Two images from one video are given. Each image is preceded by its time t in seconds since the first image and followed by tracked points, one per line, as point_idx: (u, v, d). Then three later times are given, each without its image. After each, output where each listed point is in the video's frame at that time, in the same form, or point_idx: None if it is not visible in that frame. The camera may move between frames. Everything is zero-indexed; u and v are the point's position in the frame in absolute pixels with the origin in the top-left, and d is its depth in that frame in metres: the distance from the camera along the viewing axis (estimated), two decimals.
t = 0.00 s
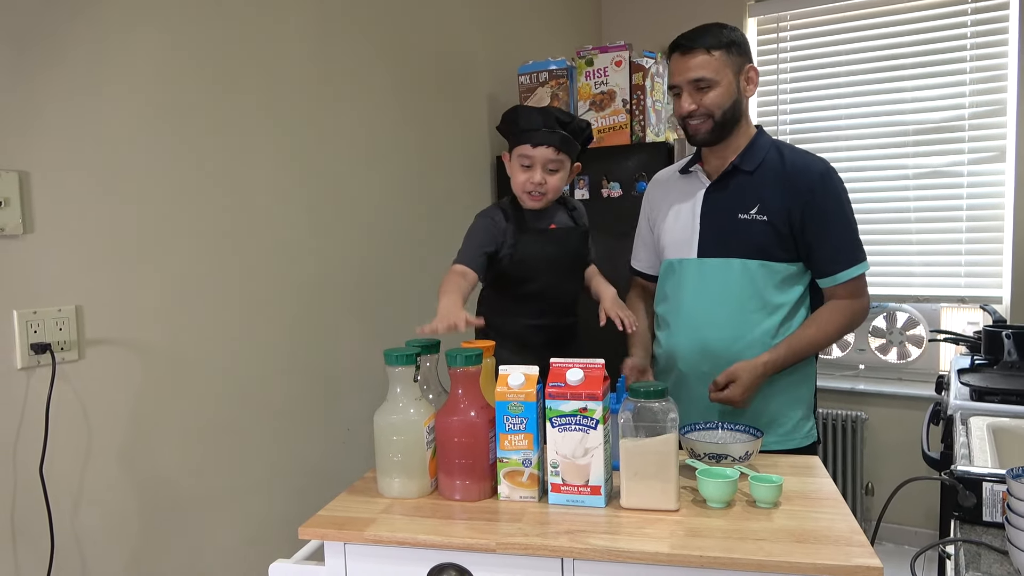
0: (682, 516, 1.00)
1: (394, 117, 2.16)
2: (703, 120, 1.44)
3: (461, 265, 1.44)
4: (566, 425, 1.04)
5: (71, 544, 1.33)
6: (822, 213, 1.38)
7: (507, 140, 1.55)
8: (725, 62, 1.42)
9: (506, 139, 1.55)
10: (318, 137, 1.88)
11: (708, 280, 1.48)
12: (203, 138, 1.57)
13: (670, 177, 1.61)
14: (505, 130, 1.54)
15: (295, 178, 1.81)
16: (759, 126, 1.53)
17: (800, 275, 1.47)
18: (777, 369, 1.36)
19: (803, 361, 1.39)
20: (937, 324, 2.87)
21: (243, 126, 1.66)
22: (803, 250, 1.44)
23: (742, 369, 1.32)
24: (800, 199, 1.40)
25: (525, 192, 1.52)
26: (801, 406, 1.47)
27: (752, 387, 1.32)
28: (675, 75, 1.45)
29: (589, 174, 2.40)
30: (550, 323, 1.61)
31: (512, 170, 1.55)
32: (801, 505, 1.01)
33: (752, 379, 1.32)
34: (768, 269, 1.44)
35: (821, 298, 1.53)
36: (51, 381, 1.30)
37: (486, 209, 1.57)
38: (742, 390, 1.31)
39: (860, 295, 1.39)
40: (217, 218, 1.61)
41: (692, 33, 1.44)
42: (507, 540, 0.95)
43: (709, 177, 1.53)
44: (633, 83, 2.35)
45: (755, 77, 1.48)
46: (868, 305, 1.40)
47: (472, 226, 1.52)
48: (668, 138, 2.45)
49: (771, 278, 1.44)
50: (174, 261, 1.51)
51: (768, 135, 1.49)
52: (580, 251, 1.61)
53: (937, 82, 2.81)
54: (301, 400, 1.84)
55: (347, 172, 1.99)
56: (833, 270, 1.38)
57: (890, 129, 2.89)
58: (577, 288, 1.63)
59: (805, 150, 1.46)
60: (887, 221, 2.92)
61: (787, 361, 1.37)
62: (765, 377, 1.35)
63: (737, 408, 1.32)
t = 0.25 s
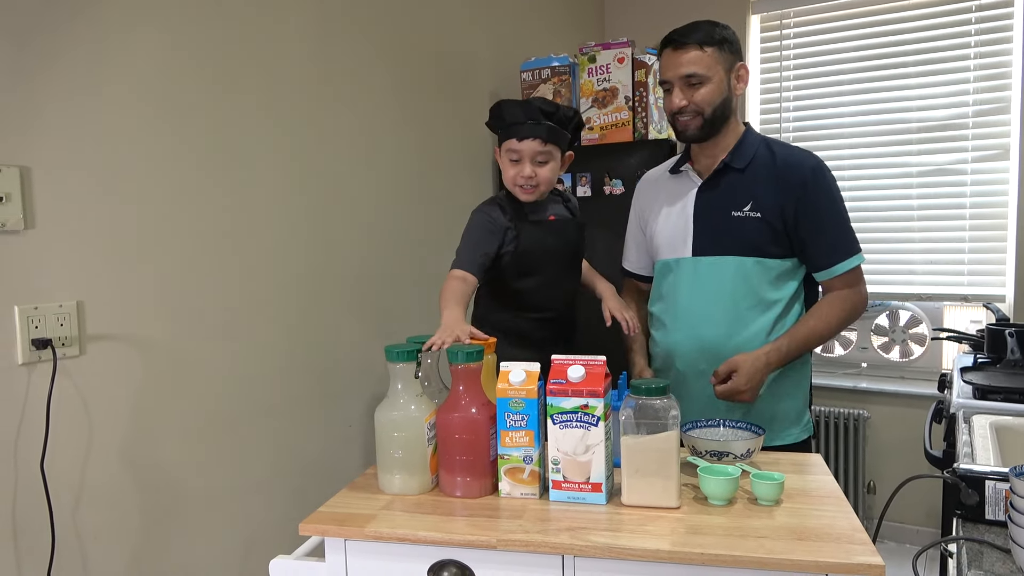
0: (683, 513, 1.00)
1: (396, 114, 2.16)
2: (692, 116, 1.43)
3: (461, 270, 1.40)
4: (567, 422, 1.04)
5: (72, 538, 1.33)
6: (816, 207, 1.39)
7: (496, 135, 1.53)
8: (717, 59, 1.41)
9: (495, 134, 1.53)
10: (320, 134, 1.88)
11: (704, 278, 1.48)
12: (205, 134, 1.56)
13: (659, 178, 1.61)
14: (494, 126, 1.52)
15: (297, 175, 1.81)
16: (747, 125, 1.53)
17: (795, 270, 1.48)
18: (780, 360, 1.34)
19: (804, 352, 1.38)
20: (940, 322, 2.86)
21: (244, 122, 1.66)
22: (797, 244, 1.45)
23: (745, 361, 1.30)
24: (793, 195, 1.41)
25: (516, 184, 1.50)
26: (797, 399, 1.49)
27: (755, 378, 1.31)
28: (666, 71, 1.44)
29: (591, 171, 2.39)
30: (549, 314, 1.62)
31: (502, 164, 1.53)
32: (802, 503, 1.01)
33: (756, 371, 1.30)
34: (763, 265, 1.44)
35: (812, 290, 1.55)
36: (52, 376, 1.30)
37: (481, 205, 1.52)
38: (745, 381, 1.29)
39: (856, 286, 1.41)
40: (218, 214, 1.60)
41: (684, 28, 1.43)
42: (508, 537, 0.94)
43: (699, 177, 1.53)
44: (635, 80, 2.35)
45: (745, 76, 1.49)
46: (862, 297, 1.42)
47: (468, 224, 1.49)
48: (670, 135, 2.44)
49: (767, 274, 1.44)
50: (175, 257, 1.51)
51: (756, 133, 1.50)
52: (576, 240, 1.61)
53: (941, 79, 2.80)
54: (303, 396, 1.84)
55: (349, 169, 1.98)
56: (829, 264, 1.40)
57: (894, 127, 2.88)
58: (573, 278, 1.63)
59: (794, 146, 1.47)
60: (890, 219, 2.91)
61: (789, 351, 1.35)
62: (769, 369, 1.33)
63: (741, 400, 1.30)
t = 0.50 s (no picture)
0: (683, 510, 1.00)
1: (397, 110, 2.15)
2: (679, 114, 1.43)
3: (456, 268, 1.39)
4: (567, 418, 1.03)
5: (72, 533, 1.33)
6: (802, 203, 1.39)
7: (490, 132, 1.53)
8: (704, 56, 1.41)
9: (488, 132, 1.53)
10: (320, 130, 1.88)
11: (695, 278, 1.48)
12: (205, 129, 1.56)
13: (645, 179, 1.60)
14: (487, 123, 1.53)
15: (297, 171, 1.81)
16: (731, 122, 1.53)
17: (784, 267, 1.47)
18: (774, 357, 1.33)
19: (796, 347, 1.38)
20: (942, 320, 2.86)
21: (245, 118, 1.66)
22: (785, 241, 1.44)
23: (741, 361, 1.29)
24: (780, 192, 1.41)
25: (512, 180, 1.49)
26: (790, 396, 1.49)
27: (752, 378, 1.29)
28: (652, 68, 1.43)
29: (592, 167, 2.43)
30: (544, 312, 1.61)
31: (497, 161, 1.53)
32: (802, 500, 1.01)
33: (751, 370, 1.29)
34: (753, 264, 1.44)
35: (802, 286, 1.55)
36: (52, 372, 1.30)
37: (475, 200, 1.51)
38: (742, 381, 1.28)
39: (845, 279, 1.41)
40: (219, 210, 1.60)
41: (671, 25, 1.42)
42: (508, 533, 0.94)
43: (686, 177, 1.52)
44: (637, 77, 2.34)
45: (730, 75, 1.49)
46: (850, 291, 1.42)
47: (462, 221, 1.47)
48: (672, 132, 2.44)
49: (757, 272, 1.44)
50: (175, 253, 1.51)
51: (741, 131, 1.50)
52: (569, 238, 1.61)
53: (944, 76, 2.79)
54: (303, 392, 1.84)
55: (350, 166, 1.98)
56: (816, 260, 1.39)
57: (896, 125, 2.87)
58: (568, 274, 1.63)
59: (778, 142, 1.47)
60: (892, 217, 2.90)
61: (783, 347, 1.35)
62: (764, 367, 1.32)
63: (739, 400, 1.28)
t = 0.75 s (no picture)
0: (684, 508, 1.00)
1: (398, 108, 2.15)
2: (682, 112, 1.42)
3: (450, 265, 1.39)
4: (568, 417, 1.03)
5: (73, 530, 1.33)
6: (805, 199, 1.38)
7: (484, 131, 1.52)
8: (707, 52, 1.40)
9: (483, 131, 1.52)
10: (321, 128, 1.87)
11: (697, 275, 1.47)
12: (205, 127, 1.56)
13: (648, 176, 1.60)
14: (481, 122, 1.52)
15: (298, 168, 1.81)
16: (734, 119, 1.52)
17: (788, 264, 1.47)
18: (768, 355, 1.34)
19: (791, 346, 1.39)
20: (944, 318, 2.83)
21: (245, 116, 1.65)
22: (788, 238, 1.44)
23: (735, 359, 1.30)
24: (783, 188, 1.40)
25: (507, 179, 1.49)
26: (793, 394, 1.49)
27: (744, 375, 1.30)
28: (654, 65, 1.42)
29: (594, 165, 2.41)
30: (538, 310, 1.60)
31: (491, 160, 1.52)
32: (804, 498, 1.01)
33: (743, 368, 1.30)
34: (756, 261, 1.44)
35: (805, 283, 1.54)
36: (53, 369, 1.30)
37: (468, 198, 1.50)
38: (734, 378, 1.29)
39: (847, 278, 1.40)
40: (219, 208, 1.60)
41: (674, 22, 1.41)
42: (508, 531, 0.94)
43: (689, 174, 1.52)
44: (638, 74, 2.33)
45: (733, 72, 1.48)
46: (853, 290, 1.42)
47: (456, 220, 1.46)
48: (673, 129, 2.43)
49: (760, 269, 1.44)
50: (176, 251, 1.51)
51: (744, 127, 1.49)
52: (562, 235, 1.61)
53: (947, 73, 2.78)
54: (304, 390, 1.84)
55: (350, 163, 1.98)
56: (819, 257, 1.39)
57: (898, 122, 2.86)
58: (562, 272, 1.63)
59: (782, 138, 1.46)
60: (894, 214, 2.89)
61: (778, 346, 1.36)
62: (757, 365, 1.33)
63: (730, 396, 1.30)
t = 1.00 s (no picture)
0: (686, 505, 1.00)
1: (400, 105, 2.15)
2: (699, 106, 1.42)
3: (451, 261, 1.39)
4: (570, 414, 1.03)
5: (75, 527, 1.33)
6: (820, 195, 1.37)
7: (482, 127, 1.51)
8: (727, 46, 1.39)
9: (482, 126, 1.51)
10: (323, 125, 1.87)
11: (708, 270, 1.47)
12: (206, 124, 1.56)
13: (662, 171, 1.59)
14: (479, 118, 1.51)
15: (300, 165, 1.80)
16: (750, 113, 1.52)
17: (802, 261, 1.46)
18: (778, 353, 1.34)
19: (804, 345, 1.38)
20: (945, 316, 2.82)
21: (247, 114, 1.65)
22: (803, 234, 1.43)
23: (743, 356, 1.30)
24: (798, 183, 1.40)
25: (508, 175, 1.48)
26: (806, 394, 1.47)
27: (752, 373, 1.30)
28: (673, 56, 1.42)
29: (595, 163, 2.39)
30: (539, 307, 1.60)
31: (491, 155, 1.51)
32: (806, 496, 1.00)
33: (753, 366, 1.30)
34: (768, 256, 1.43)
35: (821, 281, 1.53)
36: (55, 367, 1.30)
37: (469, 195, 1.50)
38: (741, 374, 1.29)
39: (864, 275, 1.39)
40: (221, 205, 1.60)
41: (692, 14, 1.40)
42: (510, 528, 0.94)
43: (703, 168, 1.52)
44: (641, 71, 2.31)
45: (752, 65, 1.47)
46: (870, 289, 1.40)
47: (457, 218, 1.46)
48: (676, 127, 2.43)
49: (772, 265, 1.43)
50: (177, 248, 1.51)
51: (759, 122, 1.49)
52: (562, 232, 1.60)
53: (949, 71, 2.77)
54: (306, 387, 1.84)
55: (352, 160, 1.97)
56: (834, 253, 1.38)
57: (901, 119, 2.86)
58: (563, 269, 1.62)
59: (797, 134, 1.46)
60: (896, 212, 2.89)
61: (789, 344, 1.35)
62: (767, 363, 1.33)
63: (737, 392, 1.30)
